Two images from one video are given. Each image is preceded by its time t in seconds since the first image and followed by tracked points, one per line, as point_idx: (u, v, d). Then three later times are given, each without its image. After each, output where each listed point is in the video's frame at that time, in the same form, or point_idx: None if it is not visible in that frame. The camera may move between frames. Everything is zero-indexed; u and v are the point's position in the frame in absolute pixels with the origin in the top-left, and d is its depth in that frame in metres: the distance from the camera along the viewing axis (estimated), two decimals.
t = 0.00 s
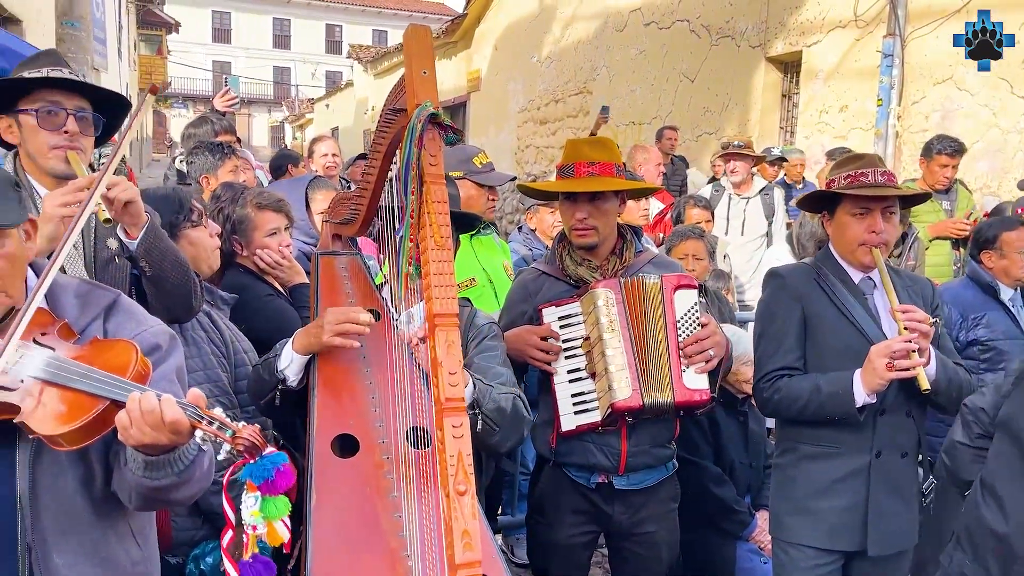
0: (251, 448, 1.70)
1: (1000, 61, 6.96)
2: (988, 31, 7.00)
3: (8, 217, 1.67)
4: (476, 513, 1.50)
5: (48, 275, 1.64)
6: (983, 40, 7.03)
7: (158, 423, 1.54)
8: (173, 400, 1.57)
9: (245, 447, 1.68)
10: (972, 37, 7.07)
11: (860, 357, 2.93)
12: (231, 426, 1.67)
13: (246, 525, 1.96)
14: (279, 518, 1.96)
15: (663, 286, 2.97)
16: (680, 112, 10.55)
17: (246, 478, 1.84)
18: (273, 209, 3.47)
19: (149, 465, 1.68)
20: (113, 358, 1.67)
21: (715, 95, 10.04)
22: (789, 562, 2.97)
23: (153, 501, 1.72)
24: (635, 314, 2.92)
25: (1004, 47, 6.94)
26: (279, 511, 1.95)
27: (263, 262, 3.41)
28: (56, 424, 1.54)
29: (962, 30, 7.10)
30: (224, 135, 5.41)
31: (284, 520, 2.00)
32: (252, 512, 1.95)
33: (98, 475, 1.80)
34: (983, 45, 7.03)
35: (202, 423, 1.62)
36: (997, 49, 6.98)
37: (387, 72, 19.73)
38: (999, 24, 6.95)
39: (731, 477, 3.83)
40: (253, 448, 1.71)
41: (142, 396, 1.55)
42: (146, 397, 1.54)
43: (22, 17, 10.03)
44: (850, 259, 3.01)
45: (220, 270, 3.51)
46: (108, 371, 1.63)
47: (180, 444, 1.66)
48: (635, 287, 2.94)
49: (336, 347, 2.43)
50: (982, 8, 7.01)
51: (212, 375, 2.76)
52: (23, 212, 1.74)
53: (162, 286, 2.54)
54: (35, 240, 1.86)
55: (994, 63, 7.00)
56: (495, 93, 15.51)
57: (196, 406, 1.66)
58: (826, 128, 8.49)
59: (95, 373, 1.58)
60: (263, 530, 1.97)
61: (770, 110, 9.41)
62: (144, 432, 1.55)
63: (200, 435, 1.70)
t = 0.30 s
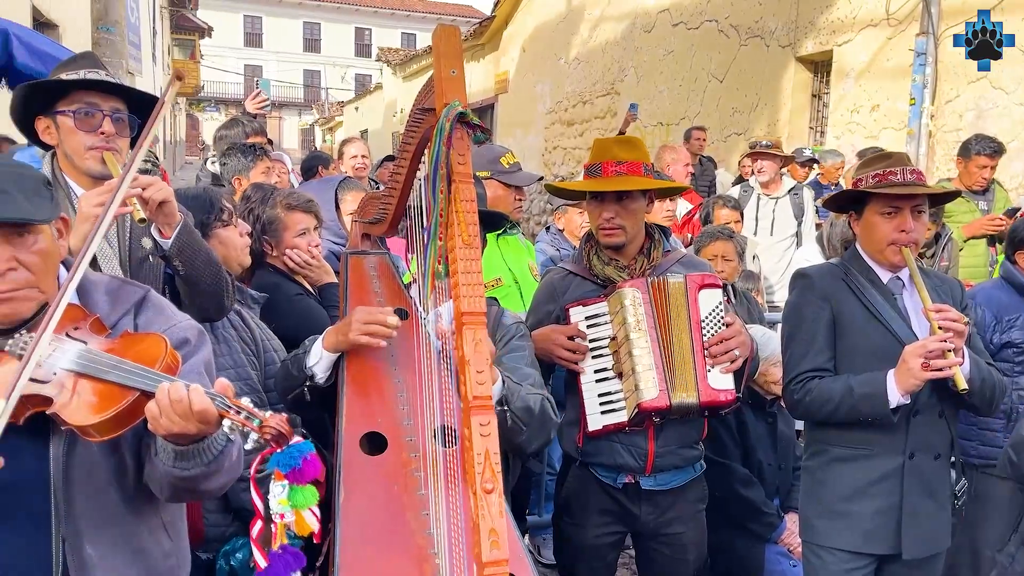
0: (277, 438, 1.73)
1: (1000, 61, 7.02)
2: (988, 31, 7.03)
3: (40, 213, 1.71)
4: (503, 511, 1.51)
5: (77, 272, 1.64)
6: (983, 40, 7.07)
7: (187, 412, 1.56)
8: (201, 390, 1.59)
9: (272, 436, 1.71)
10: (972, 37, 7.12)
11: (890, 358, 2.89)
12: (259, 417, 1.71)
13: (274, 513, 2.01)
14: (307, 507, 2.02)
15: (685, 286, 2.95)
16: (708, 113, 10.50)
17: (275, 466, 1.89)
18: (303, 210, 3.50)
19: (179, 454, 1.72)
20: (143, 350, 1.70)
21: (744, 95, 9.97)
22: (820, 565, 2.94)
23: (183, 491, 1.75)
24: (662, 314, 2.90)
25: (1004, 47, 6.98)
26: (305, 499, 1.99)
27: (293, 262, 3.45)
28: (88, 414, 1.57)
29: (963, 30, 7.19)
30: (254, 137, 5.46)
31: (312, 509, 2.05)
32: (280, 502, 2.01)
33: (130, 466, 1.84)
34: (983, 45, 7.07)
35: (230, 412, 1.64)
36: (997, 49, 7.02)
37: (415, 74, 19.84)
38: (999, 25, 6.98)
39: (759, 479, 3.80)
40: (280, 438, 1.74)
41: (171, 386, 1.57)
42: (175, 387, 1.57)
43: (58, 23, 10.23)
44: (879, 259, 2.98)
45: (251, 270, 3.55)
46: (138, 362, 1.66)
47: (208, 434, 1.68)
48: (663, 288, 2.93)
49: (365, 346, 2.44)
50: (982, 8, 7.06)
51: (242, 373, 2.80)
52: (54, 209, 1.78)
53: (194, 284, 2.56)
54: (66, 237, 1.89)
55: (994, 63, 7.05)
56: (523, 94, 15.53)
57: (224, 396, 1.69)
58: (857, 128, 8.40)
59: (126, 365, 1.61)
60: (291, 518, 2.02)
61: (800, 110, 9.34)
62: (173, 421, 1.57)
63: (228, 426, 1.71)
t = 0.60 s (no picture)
0: (301, 417, 1.71)
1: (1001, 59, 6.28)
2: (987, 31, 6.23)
3: (69, 207, 1.73)
4: (529, 511, 1.49)
5: (103, 265, 1.68)
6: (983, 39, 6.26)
7: (211, 394, 1.58)
8: (224, 371, 1.60)
9: (295, 416, 1.68)
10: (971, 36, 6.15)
11: (925, 359, 2.83)
12: (282, 398, 1.68)
13: (295, 495, 1.92)
14: (328, 490, 1.93)
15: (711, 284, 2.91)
16: (739, 112, 10.39)
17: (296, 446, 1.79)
18: (331, 209, 3.51)
19: (205, 439, 1.73)
20: (168, 339, 1.72)
21: (776, 94, 9.86)
22: (853, 569, 2.89)
23: (209, 477, 1.77)
24: (691, 315, 2.86)
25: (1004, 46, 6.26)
26: (327, 483, 1.91)
27: (321, 261, 3.46)
28: (115, 399, 1.59)
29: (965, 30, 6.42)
30: (283, 137, 5.49)
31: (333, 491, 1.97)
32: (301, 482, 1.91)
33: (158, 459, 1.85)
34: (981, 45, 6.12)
35: (252, 393, 1.64)
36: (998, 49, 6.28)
37: (443, 76, 19.91)
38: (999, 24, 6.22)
39: (791, 482, 3.74)
40: (304, 417, 1.71)
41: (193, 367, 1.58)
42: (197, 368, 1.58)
43: (93, 27, 10.40)
44: (913, 258, 2.91)
45: (280, 269, 3.57)
46: (165, 349, 1.68)
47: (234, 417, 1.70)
48: (691, 287, 2.89)
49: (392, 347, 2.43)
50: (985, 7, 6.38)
51: (270, 371, 2.81)
52: (84, 205, 1.80)
53: (223, 281, 2.57)
54: (95, 235, 1.91)
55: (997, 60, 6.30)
56: (552, 94, 15.50)
57: (247, 377, 1.68)
58: (893, 127, 8.26)
59: (151, 351, 1.63)
60: (313, 501, 1.94)
61: (833, 109, 9.24)
62: (197, 404, 1.59)
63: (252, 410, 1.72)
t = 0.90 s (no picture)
0: (327, 398, 1.72)
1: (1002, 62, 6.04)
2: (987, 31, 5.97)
3: (100, 203, 1.75)
4: (555, 513, 1.48)
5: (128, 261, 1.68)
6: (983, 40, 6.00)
7: (238, 377, 1.58)
8: (249, 354, 1.61)
9: (321, 396, 1.70)
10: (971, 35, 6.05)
11: (957, 360, 2.77)
12: (307, 378, 1.70)
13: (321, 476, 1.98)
14: (353, 471, 2.00)
15: (736, 284, 2.87)
16: (768, 113, 10.30)
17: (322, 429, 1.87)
18: (359, 210, 3.52)
19: (231, 423, 1.73)
20: (196, 328, 1.74)
21: (806, 94, 9.76)
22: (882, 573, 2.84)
23: (238, 464, 1.78)
24: (719, 315, 2.83)
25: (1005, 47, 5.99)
26: (352, 464, 1.99)
27: (349, 261, 3.48)
28: (144, 386, 1.62)
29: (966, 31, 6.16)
30: (312, 139, 5.52)
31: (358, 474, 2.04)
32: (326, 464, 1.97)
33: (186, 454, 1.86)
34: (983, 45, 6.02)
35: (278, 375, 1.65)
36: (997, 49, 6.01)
37: (470, 78, 19.95)
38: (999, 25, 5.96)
39: (821, 486, 3.69)
40: (329, 398, 1.73)
41: (218, 351, 1.59)
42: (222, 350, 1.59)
43: (127, 31, 10.56)
44: (947, 258, 2.85)
45: (307, 269, 3.59)
46: (192, 336, 1.70)
47: (261, 400, 1.70)
48: (719, 287, 2.85)
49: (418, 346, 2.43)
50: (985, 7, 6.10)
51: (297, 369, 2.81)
52: (114, 202, 1.82)
53: (253, 281, 2.59)
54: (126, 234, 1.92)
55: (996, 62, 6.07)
56: (579, 96, 15.48)
57: (272, 360, 1.70)
58: (926, 127, 8.13)
59: (179, 338, 1.66)
60: (338, 482, 1.99)
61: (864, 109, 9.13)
62: (225, 388, 1.59)
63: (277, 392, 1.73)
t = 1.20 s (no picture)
0: (349, 404, 1.66)
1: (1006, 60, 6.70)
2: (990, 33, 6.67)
3: (125, 204, 1.78)
4: (578, 516, 1.49)
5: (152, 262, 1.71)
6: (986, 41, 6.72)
7: (261, 382, 1.60)
8: (271, 358, 1.63)
9: (341, 401, 1.64)
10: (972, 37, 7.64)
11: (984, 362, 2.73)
12: (329, 383, 1.67)
13: (342, 482, 2.27)
14: (372, 476, 2.29)
15: (763, 287, 2.84)
16: (794, 114, 10.24)
17: (345, 434, 2.27)
18: (384, 212, 3.55)
19: (253, 425, 1.75)
20: (219, 329, 1.76)
21: (833, 95, 9.69)
22: None
23: (259, 466, 1.79)
24: (745, 317, 2.81)
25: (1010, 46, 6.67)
26: (371, 468, 2.29)
27: (373, 262, 3.50)
28: (167, 388, 1.65)
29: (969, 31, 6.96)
30: (337, 142, 5.56)
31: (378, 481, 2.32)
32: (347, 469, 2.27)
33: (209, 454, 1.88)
34: (983, 45, 7.57)
35: (300, 379, 1.64)
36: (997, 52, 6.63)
37: (494, 81, 20.02)
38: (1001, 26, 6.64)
39: (846, 491, 3.66)
40: (351, 403, 1.66)
41: (241, 355, 1.61)
42: (245, 354, 1.61)
43: (157, 36, 10.72)
44: (975, 259, 2.81)
45: (332, 271, 3.62)
46: (216, 339, 1.72)
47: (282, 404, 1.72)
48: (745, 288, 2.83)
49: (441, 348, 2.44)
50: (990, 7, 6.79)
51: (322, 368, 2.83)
52: (139, 203, 1.85)
53: (278, 280, 2.61)
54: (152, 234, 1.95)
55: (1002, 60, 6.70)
56: (603, 98, 15.47)
57: (294, 364, 1.68)
58: (955, 128, 8.04)
59: (201, 341, 1.68)
60: (357, 486, 2.28)
61: (892, 111, 9.11)
62: (248, 393, 1.61)
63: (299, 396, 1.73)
